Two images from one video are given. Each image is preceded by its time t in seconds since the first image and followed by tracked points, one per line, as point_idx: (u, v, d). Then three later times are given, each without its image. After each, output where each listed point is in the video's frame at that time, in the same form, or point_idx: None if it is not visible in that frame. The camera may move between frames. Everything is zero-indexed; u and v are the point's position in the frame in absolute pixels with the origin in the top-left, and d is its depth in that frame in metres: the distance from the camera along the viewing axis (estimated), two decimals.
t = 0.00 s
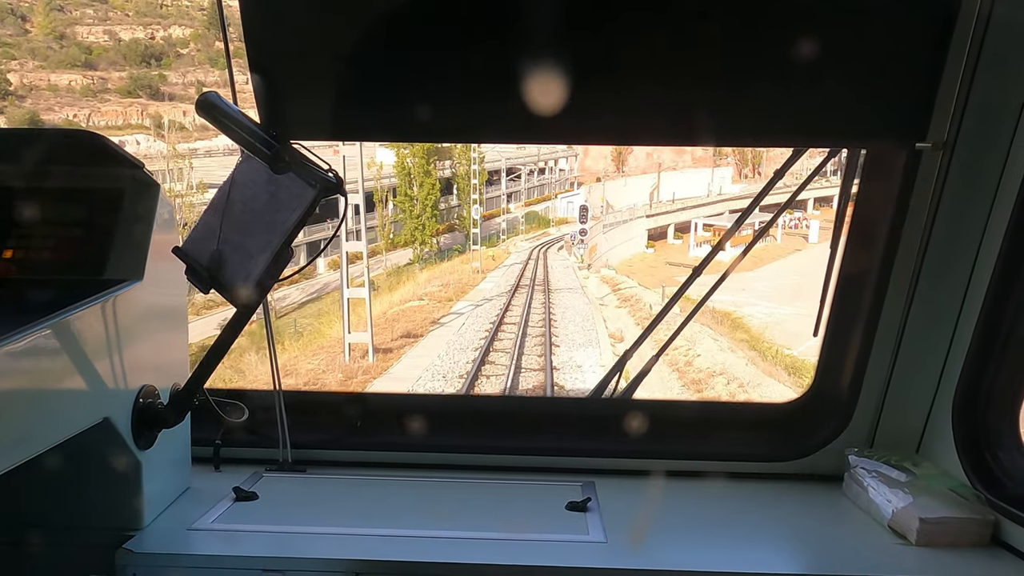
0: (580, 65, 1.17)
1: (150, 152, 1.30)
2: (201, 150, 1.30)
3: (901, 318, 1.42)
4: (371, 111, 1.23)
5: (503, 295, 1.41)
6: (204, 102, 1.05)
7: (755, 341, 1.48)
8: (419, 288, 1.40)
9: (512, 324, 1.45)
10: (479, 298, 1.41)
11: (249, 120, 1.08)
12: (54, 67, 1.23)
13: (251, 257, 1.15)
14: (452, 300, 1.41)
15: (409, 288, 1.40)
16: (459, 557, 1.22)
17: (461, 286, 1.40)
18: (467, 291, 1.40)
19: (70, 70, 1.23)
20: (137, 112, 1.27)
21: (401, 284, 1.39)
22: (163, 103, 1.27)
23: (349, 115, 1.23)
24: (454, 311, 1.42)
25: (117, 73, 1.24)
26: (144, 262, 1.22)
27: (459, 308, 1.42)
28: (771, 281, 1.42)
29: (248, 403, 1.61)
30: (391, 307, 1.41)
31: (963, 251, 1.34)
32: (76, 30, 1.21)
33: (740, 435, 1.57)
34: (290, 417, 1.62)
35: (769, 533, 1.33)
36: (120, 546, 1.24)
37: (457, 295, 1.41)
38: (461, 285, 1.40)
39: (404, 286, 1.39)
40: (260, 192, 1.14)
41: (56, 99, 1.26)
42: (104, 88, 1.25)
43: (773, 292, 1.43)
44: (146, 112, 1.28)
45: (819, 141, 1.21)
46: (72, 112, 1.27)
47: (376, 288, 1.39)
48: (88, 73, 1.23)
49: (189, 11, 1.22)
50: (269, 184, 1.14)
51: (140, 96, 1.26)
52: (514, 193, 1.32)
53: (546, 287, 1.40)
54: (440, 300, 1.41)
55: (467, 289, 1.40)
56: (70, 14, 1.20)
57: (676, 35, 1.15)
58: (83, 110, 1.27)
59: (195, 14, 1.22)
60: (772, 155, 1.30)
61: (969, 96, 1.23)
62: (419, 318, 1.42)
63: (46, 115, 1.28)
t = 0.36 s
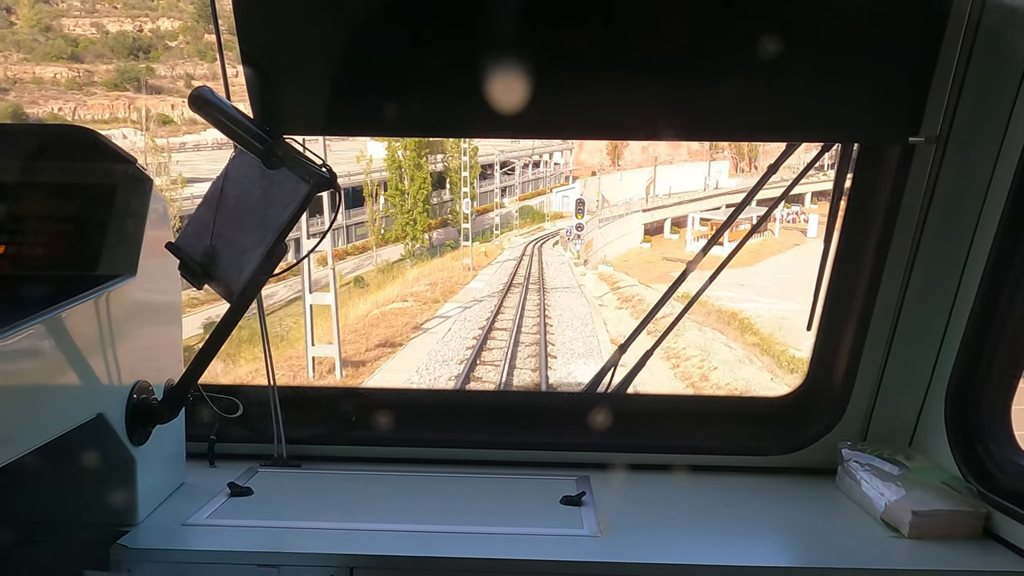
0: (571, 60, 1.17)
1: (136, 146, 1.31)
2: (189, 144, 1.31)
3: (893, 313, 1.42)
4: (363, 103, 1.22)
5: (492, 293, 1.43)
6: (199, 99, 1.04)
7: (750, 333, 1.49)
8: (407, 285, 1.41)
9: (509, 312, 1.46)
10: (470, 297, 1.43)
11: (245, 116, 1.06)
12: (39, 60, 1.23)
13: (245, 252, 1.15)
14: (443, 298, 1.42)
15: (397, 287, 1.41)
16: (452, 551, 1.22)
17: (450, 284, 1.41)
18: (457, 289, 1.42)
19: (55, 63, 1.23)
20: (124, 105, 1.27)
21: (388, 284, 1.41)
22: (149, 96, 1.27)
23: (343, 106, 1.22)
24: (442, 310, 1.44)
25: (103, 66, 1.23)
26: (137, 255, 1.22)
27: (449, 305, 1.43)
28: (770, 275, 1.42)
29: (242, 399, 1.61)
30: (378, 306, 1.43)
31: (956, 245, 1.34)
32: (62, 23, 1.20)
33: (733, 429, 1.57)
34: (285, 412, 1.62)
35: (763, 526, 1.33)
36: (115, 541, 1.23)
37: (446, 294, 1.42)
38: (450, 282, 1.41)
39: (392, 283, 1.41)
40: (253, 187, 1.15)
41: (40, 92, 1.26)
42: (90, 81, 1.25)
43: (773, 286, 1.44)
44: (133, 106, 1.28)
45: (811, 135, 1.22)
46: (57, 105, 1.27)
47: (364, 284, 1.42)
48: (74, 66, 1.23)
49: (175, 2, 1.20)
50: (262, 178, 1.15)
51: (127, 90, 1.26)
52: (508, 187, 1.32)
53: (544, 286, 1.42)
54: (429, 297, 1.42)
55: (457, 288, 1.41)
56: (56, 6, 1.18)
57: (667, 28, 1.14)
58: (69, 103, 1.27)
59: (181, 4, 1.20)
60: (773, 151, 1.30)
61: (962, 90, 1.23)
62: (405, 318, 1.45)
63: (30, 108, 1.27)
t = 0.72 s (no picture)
0: (567, 51, 1.17)
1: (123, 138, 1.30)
2: (180, 136, 1.30)
3: (890, 307, 1.42)
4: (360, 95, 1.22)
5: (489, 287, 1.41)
6: (191, 91, 1.04)
7: (748, 326, 1.48)
8: (396, 283, 1.41)
9: (503, 312, 1.45)
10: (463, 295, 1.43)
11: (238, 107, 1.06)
12: (27, 50, 1.22)
13: (240, 245, 1.14)
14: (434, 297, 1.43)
15: (384, 285, 1.41)
16: (449, 545, 1.22)
17: (441, 282, 1.41)
18: (450, 283, 1.41)
19: (44, 54, 1.22)
20: (114, 97, 1.26)
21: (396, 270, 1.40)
22: (140, 87, 1.25)
23: (337, 100, 1.22)
24: (428, 314, 1.45)
25: (93, 57, 1.22)
26: (132, 252, 1.21)
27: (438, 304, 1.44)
28: (772, 269, 1.42)
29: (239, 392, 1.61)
30: (361, 307, 1.44)
31: (953, 238, 1.34)
32: (52, 13, 1.19)
33: (730, 422, 1.58)
34: (282, 405, 1.62)
35: (760, 519, 1.33)
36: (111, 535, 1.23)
37: (434, 294, 1.42)
38: (442, 278, 1.40)
39: (380, 282, 1.41)
40: (248, 179, 1.14)
41: (28, 83, 1.25)
42: (80, 72, 1.24)
43: (775, 282, 1.44)
44: (124, 97, 1.26)
45: (809, 127, 1.21)
46: (44, 97, 1.26)
47: (357, 279, 1.40)
48: (63, 56, 1.23)
49: None
50: (257, 171, 1.14)
51: (117, 81, 1.24)
52: (504, 180, 1.31)
53: (541, 285, 1.41)
54: (415, 298, 1.43)
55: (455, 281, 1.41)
56: None
57: (663, 20, 1.14)
58: (58, 95, 1.26)
59: None
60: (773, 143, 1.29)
61: (960, 83, 1.22)
62: (387, 319, 1.46)
63: (18, 99, 1.26)
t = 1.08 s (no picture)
0: (565, 42, 1.16)
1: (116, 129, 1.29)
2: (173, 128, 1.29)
3: (889, 300, 1.42)
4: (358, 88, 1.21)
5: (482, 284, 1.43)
6: (190, 84, 1.03)
7: (743, 315, 1.48)
8: (385, 280, 1.42)
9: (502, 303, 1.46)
10: (456, 296, 1.44)
11: (237, 102, 1.06)
12: (17, 41, 1.23)
13: (239, 238, 1.14)
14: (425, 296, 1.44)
15: (375, 282, 1.42)
16: (449, 537, 1.22)
17: (431, 281, 1.42)
18: (444, 279, 1.42)
19: (34, 45, 1.23)
20: (104, 88, 1.26)
21: (393, 262, 1.40)
22: (133, 79, 1.25)
23: (332, 92, 1.22)
24: (411, 320, 1.48)
25: (84, 48, 1.22)
26: (131, 243, 1.22)
27: (425, 306, 1.46)
28: (775, 263, 1.42)
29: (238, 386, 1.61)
30: (343, 309, 1.45)
31: (952, 231, 1.34)
32: (41, 4, 1.20)
33: (728, 414, 1.58)
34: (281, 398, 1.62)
35: (759, 511, 1.33)
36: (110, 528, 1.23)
37: (422, 294, 1.43)
38: (433, 276, 1.41)
39: (369, 278, 1.41)
40: (247, 172, 1.14)
41: (18, 75, 1.25)
42: (70, 63, 1.23)
43: (779, 276, 1.44)
44: (116, 88, 1.26)
45: (808, 119, 1.21)
46: (34, 88, 1.25)
47: (350, 275, 1.40)
48: (54, 47, 1.23)
49: None
50: (256, 164, 1.14)
51: (108, 72, 1.24)
52: (503, 172, 1.31)
53: (541, 286, 1.43)
54: (400, 299, 1.44)
55: (452, 276, 1.41)
56: None
57: (661, 12, 1.13)
58: (47, 86, 1.25)
59: None
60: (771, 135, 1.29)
61: (961, 75, 1.22)
62: (366, 325, 1.48)
63: (8, 90, 1.26)
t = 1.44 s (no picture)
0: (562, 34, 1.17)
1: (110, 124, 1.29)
2: (164, 122, 1.28)
3: (887, 295, 1.42)
4: (355, 82, 1.20)
5: (473, 286, 1.42)
6: (185, 78, 1.02)
7: (761, 321, 1.49)
8: (370, 283, 1.43)
9: (501, 298, 1.45)
10: (443, 301, 1.44)
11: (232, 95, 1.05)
12: (7, 33, 1.20)
13: (235, 233, 1.13)
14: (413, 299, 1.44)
15: (366, 279, 1.42)
16: (447, 532, 1.22)
17: (418, 284, 1.42)
18: (439, 277, 1.41)
19: (22, 37, 1.21)
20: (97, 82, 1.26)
21: (384, 259, 1.40)
22: (123, 73, 1.25)
23: (327, 85, 1.21)
24: (390, 330, 1.50)
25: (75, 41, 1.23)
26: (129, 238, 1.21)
27: (407, 314, 1.47)
28: (779, 259, 1.42)
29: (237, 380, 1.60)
30: (324, 314, 1.47)
31: (950, 226, 1.33)
32: None
33: (727, 410, 1.57)
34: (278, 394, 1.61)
35: (757, 506, 1.33)
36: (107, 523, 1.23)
37: (406, 299, 1.45)
38: (424, 277, 1.41)
39: (358, 277, 1.42)
40: (243, 166, 1.13)
41: (8, 67, 1.23)
42: (61, 56, 1.24)
43: (782, 273, 1.44)
44: (107, 82, 1.26)
45: (807, 113, 1.20)
46: (23, 81, 1.24)
47: (342, 272, 1.41)
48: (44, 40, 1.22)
49: None
50: (252, 158, 1.13)
51: (102, 65, 1.25)
52: (500, 167, 1.30)
53: (538, 284, 1.43)
54: (381, 307, 1.46)
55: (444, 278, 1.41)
56: None
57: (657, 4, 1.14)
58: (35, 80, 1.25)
59: None
60: (771, 130, 1.29)
61: (959, 68, 1.21)
62: (345, 333, 1.50)
63: None
